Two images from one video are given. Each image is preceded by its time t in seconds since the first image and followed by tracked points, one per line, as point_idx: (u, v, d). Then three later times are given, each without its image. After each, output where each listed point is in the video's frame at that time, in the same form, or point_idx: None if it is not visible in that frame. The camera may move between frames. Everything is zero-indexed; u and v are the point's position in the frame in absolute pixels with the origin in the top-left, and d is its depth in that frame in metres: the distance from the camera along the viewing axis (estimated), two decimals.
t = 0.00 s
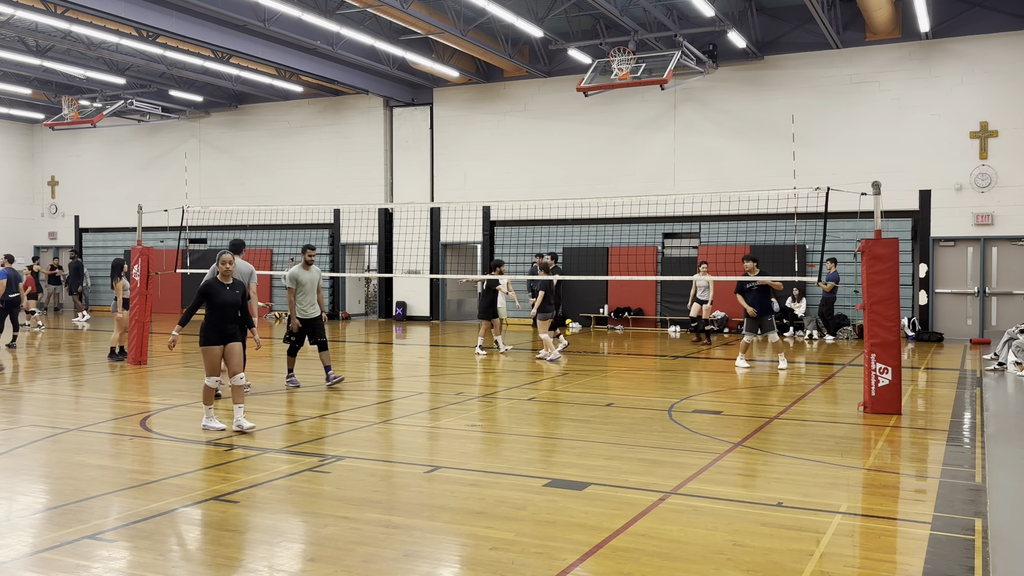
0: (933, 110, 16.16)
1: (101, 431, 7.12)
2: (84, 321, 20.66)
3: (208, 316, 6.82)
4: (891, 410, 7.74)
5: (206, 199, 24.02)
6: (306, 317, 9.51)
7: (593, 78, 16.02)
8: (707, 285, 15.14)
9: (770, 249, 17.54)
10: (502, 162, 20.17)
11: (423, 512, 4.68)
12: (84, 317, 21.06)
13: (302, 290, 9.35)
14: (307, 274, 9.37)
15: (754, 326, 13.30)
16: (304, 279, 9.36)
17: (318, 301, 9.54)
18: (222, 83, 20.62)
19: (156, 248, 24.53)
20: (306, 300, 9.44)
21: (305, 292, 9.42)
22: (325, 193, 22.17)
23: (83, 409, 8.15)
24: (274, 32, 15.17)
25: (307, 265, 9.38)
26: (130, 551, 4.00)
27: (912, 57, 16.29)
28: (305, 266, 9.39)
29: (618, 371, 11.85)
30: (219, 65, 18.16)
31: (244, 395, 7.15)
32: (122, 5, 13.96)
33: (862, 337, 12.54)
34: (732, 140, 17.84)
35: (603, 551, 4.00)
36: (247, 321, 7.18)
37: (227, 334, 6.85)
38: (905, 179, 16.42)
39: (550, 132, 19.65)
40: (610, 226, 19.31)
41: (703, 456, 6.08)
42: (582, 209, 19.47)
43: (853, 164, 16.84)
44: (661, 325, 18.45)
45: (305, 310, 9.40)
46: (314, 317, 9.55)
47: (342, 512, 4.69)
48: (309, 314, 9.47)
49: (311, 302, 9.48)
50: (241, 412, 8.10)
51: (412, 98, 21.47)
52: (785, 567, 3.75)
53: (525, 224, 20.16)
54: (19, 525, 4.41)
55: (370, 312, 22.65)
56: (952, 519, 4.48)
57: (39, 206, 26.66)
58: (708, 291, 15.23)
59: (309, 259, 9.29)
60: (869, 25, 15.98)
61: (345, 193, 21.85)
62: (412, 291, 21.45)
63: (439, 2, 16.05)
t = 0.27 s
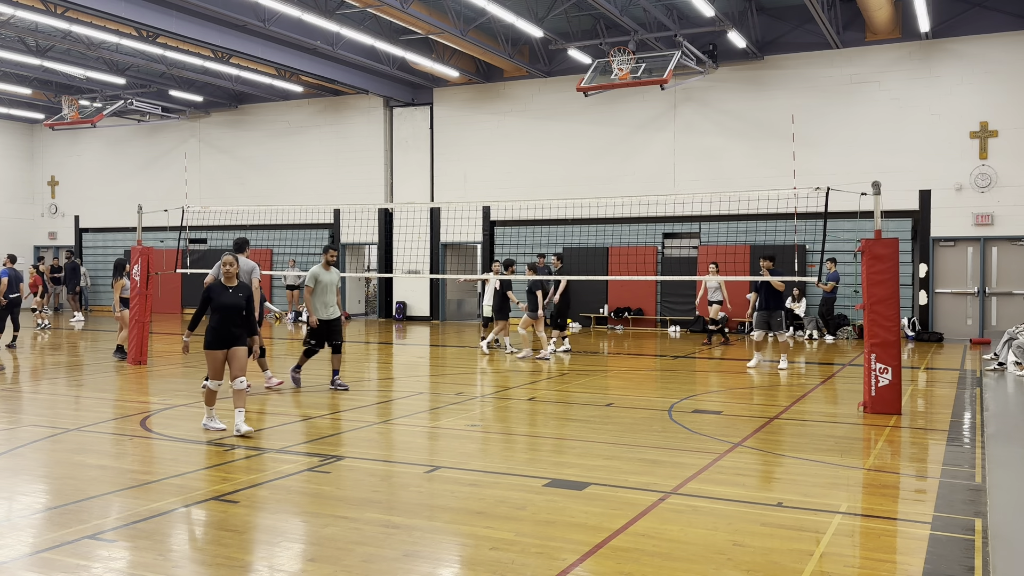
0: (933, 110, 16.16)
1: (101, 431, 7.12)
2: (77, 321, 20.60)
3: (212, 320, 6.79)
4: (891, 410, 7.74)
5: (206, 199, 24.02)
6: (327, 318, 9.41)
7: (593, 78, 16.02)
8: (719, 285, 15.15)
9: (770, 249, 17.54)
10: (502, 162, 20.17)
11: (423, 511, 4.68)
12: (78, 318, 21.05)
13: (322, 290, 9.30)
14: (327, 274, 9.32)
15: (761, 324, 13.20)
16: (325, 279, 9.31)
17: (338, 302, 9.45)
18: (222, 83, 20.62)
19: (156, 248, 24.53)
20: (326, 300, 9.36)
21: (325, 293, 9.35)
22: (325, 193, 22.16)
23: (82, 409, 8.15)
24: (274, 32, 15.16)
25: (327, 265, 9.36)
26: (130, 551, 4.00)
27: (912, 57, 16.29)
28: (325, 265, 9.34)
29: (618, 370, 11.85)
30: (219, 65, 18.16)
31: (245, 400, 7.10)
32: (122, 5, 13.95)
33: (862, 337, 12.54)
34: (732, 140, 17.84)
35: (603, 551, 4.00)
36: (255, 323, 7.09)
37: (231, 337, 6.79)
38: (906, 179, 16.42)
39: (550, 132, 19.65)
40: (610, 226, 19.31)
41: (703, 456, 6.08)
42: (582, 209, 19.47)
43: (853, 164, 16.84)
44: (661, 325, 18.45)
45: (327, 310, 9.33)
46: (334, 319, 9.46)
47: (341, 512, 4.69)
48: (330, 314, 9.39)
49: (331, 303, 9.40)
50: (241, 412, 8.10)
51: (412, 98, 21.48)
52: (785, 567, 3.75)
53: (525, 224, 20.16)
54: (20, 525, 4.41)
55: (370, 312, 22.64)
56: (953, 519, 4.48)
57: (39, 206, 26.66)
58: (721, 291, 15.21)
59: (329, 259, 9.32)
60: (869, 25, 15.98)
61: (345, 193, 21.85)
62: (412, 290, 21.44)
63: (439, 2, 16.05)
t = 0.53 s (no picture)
0: (933, 110, 16.16)
1: (101, 431, 7.12)
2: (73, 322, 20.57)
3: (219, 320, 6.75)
4: (891, 410, 7.74)
5: (206, 199, 24.02)
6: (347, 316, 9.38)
7: (593, 78, 16.02)
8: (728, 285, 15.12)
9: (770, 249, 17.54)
10: (502, 162, 20.18)
11: (423, 512, 4.68)
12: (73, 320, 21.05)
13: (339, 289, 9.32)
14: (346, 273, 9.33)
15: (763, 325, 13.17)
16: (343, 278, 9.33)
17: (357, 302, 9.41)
18: (222, 83, 20.63)
19: (156, 248, 24.53)
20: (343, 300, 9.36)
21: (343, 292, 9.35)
22: (325, 193, 22.16)
23: (82, 409, 8.15)
24: (274, 32, 15.16)
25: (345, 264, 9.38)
26: (130, 551, 4.00)
27: (912, 57, 16.29)
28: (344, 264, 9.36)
29: (618, 371, 11.85)
30: (219, 65, 18.16)
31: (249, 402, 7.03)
32: (122, 5, 13.96)
33: (862, 337, 12.54)
34: (732, 140, 17.84)
35: (603, 551, 4.00)
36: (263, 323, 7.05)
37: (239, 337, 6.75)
38: (906, 179, 16.42)
39: (550, 132, 19.65)
40: (610, 226, 19.31)
41: (703, 456, 6.08)
42: (582, 209, 19.47)
43: (853, 164, 16.84)
44: (661, 325, 18.46)
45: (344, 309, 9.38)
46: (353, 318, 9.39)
47: (341, 512, 4.69)
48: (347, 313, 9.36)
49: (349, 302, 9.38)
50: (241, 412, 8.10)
51: (412, 98, 21.48)
52: (786, 567, 3.75)
53: (525, 224, 20.17)
54: (20, 525, 4.41)
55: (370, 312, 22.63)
56: (953, 519, 4.48)
57: (39, 206, 26.65)
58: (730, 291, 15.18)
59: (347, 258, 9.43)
60: (869, 25, 15.98)
61: (345, 193, 21.84)
62: (412, 291, 21.44)
63: (439, 2, 16.05)
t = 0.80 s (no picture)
0: (933, 110, 16.16)
1: (102, 431, 7.12)
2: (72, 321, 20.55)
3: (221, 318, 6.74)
4: (891, 410, 7.75)
5: (206, 199, 24.02)
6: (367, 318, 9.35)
7: (593, 78, 16.03)
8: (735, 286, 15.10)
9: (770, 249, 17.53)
10: (502, 162, 20.17)
11: (423, 512, 4.68)
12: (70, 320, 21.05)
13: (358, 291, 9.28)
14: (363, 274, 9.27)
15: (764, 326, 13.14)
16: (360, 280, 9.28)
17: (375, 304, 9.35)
18: (222, 83, 20.63)
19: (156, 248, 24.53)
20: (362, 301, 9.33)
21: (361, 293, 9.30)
22: (325, 193, 22.16)
23: (82, 409, 8.15)
24: (274, 32, 15.17)
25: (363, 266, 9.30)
26: (130, 551, 4.00)
27: (912, 57, 16.29)
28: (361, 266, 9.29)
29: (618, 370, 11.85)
30: (220, 65, 18.16)
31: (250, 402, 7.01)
32: (122, 5, 13.96)
33: (862, 337, 12.54)
34: (732, 140, 17.84)
35: (603, 551, 4.00)
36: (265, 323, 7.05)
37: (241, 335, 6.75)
38: (906, 179, 16.42)
39: (550, 132, 19.65)
40: (610, 226, 19.31)
41: (704, 456, 6.08)
42: (582, 209, 19.47)
43: (853, 164, 16.83)
44: (661, 325, 18.46)
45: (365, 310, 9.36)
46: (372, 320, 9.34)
47: (341, 512, 4.69)
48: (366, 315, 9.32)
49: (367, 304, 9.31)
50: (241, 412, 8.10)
51: (412, 98, 21.46)
52: (786, 567, 3.75)
53: (525, 224, 20.17)
54: (20, 525, 4.41)
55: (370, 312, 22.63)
56: (952, 519, 4.48)
57: (39, 206, 26.65)
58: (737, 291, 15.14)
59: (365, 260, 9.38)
60: (869, 25, 15.98)
61: (346, 193, 21.84)
62: (412, 291, 21.43)
63: (439, 2, 16.05)
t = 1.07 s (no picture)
0: (933, 110, 16.16)
1: (102, 431, 7.12)
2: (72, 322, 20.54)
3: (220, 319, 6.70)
4: (891, 410, 7.75)
5: (206, 199, 24.02)
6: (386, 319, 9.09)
7: (593, 78, 16.03)
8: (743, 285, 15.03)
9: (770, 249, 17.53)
10: (502, 162, 20.18)
11: (423, 511, 4.68)
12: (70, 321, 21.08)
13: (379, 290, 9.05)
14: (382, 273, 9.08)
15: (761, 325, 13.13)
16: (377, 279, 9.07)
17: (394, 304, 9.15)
18: (222, 83, 20.62)
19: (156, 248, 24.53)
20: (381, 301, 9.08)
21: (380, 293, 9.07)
22: (325, 193, 22.17)
23: (82, 410, 8.15)
24: (274, 32, 15.17)
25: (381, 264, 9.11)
26: (130, 551, 4.00)
27: (911, 57, 16.29)
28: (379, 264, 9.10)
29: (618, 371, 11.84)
30: (219, 65, 18.16)
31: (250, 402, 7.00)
32: (122, 5, 13.96)
33: (861, 337, 12.55)
34: (732, 140, 17.84)
35: (603, 551, 4.00)
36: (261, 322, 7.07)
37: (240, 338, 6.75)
38: (906, 179, 16.42)
39: (550, 132, 19.65)
40: (610, 226, 19.31)
41: (703, 456, 6.08)
42: (582, 209, 19.48)
43: (853, 164, 16.83)
44: (661, 325, 18.45)
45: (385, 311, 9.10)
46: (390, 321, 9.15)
47: (341, 512, 4.69)
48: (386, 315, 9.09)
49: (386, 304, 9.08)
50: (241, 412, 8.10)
51: (412, 98, 21.44)
52: (786, 567, 3.75)
53: (525, 224, 20.16)
54: (20, 525, 4.41)
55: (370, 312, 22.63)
56: (952, 519, 4.48)
57: (39, 206, 26.66)
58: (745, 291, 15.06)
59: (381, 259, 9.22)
60: (869, 25, 15.98)
61: (346, 193, 21.84)
62: (412, 291, 21.43)
63: (439, 2, 16.05)
